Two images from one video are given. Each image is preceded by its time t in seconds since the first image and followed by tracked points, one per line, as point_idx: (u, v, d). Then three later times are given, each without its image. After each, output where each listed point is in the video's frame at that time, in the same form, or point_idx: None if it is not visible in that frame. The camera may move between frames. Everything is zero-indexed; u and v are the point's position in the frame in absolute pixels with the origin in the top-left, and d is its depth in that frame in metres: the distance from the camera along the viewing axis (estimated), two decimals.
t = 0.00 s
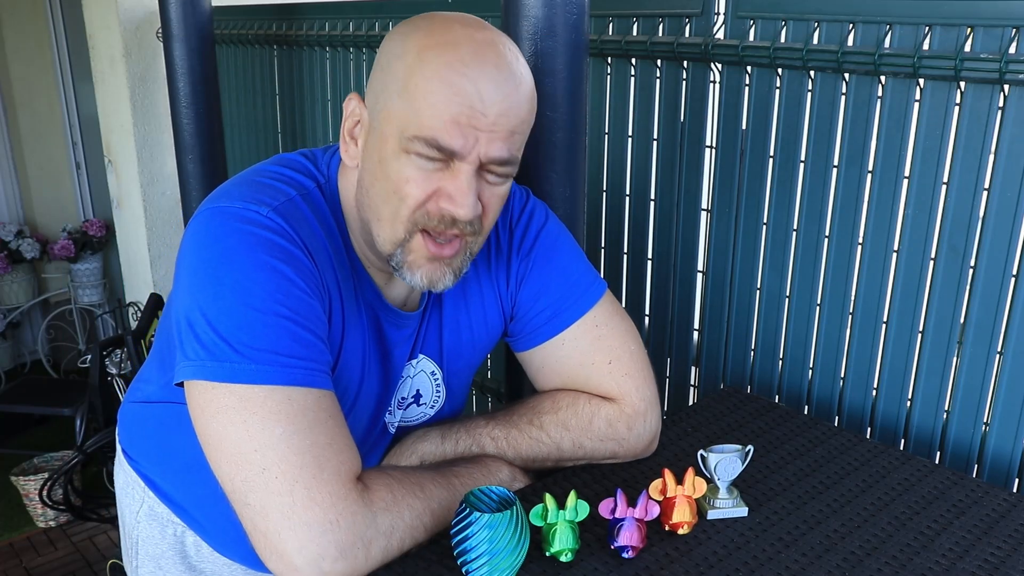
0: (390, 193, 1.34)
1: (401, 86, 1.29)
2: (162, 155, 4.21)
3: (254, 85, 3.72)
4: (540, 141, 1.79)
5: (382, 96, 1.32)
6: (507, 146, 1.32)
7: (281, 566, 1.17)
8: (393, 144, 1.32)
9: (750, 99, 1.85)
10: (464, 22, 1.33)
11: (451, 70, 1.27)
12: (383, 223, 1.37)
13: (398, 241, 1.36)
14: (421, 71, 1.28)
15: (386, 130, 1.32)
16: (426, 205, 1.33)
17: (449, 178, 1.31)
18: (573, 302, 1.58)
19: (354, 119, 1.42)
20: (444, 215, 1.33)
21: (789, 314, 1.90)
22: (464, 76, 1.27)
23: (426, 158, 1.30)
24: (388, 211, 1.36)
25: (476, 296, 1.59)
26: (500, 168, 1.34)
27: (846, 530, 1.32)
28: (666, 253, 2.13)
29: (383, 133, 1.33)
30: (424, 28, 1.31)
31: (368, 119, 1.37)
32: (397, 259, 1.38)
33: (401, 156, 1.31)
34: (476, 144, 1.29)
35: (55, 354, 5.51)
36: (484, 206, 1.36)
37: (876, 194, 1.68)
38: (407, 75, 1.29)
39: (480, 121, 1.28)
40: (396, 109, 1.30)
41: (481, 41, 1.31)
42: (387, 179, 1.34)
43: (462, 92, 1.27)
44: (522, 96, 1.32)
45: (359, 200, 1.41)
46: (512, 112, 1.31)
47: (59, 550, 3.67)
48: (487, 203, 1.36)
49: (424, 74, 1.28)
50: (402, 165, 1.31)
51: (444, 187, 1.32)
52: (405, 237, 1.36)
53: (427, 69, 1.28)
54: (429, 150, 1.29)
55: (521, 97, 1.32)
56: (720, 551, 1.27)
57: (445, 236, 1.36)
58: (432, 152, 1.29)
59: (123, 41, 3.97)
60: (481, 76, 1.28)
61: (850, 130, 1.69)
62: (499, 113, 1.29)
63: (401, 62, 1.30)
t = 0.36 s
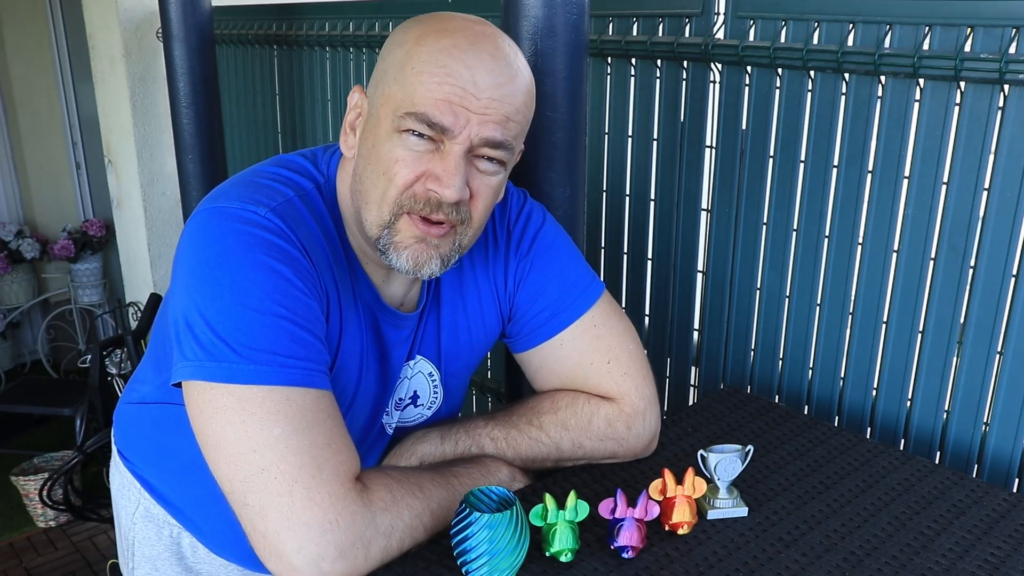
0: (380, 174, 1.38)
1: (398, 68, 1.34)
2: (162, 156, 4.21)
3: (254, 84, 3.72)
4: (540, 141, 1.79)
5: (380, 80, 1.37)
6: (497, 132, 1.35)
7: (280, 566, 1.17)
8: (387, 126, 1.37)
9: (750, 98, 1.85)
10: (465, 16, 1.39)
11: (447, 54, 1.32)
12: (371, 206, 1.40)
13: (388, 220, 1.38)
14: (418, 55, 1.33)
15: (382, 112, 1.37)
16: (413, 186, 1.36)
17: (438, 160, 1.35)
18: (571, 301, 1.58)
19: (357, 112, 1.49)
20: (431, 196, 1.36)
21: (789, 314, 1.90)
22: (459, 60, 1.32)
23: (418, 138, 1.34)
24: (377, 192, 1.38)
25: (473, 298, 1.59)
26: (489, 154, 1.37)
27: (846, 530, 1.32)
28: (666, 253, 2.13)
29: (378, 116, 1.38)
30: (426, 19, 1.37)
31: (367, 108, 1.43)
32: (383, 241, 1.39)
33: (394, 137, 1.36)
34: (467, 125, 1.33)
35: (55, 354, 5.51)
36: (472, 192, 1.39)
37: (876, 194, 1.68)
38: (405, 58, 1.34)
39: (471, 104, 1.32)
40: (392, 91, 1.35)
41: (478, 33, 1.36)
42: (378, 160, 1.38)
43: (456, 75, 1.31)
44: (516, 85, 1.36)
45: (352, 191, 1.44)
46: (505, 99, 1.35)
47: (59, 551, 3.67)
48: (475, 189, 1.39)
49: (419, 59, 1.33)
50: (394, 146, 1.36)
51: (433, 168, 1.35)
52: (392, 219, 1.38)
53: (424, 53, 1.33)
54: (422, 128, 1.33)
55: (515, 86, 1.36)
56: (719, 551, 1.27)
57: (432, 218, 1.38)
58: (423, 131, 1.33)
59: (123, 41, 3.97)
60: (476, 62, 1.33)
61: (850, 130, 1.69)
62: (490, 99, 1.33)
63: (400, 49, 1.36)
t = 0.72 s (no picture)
0: (380, 175, 1.38)
1: (398, 69, 1.34)
2: (162, 156, 4.21)
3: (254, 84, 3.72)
4: (540, 141, 1.79)
5: (380, 81, 1.37)
6: (496, 133, 1.35)
7: (280, 567, 1.17)
8: (386, 127, 1.37)
9: (750, 99, 1.85)
10: (464, 17, 1.38)
11: (447, 54, 1.32)
12: (371, 208, 1.40)
13: (389, 222, 1.38)
14: (417, 56, 1.33)
15: (382, 113, 1.37)
16: (414, 187, 1.37)
17: (438, 160, 1.35)
18: (570, 301, 1.59)
19: (356, 113, 1.49)
20: (431, 196, 1.36)
21: (789, 314, 1.90)
22: (459, 61, 1.32)
23: (418, 138, 1.34)
24: (378, 194, 1.38)
25: (472, 299, 1.59)
26: (489, 155, 1.37)
27: (846, 530, 1.32)
28: (666, 253, 2.13)
29: (378, 117, 1.38)
30: (425, 20, 1.37)
31: (366, 109, 1.43)
32: (383, 242, 1.39)
33: (394, 138, 1.36)
34: (466, 126, 1.33)
35: (55, 354, 5.51)
36: (472, 192, 1.39)
37: (876, 194, 1.68)
38: (404, 59, 1.34)
39: (471, 104, 1.32)
40: (391, 92, 1.35)
41: (477, 33, 1.36)
42: (378, 161, 1.38)
43: (455, 76, 1.31)
44: (515, 86, 1.36)
45: (351, 191, 1.44)
46: (505, 99, 1.35)
47: (59, 550, 3.67)
48: (475, 190, 1.39)
49: (418, 60, 1.33)
50: (393, 147, 1.36)
51: (433, 168, 1.35)
52: (392, 220, 1.38)
53: (424, 54, 1.33)
54: (422, 129, 1.33)
55: (515, 86, 1.36)
56: (720, 551, 1.27)
57: (433, 219, 1.38)
58: (423, 132, 1.33)
59: (123, 41, 3.97)
60: (476, 62, 1.33)
61: (850, 130, 1.69)
62: (490, 99, 1.33)
63: (400, 49, 1.36)
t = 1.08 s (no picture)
0: (381, 176, 1.38)
1: (398, 70, 1.34)
2: (162, 155, 4.21)
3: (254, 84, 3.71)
4: (540, 141, 1.79)
5: (381, 82, 1.37)
6: (497, 135, 1.35)
7: (280, 567, 1.17)
8: (387, 128, 1.37)
9: (750, 99, 1.85)
10: (465, 18, 1.39)
11: (447, 55, 1.32)
12: (372, 209, 1.40)
13: (390, 223, 1.38)
14: (418, 57, 1.33)
15: (383, 114, 1.37)
16: (415, 189, 1.36)
17: (439, 161, 1.35)
18: (570, 302, 1.59)
19: (357, 113, 1.48)
20: (432, 198, 1.36)
21: (789, 314, 1.90)
22: (459, 62, 1.32)
23: (419, 140, 1.34)
24: (379, 195, 1.38)
25: (472, 299, 1.59)
26: (489, 157, 1.37)
27: (846, 530, 1.32)
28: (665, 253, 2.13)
29: (379, 118, 1.38)
30: (426, 20, 1.38)
31: (367, 109, 1.42)
32: (384, 244, 1.39)
33: (395, 139, 1.36)
34: (467, 127, 1.32)
35: (55, 354, 5.51)
36: (473, 193, 1.39)
37: (876, 194, 1.68)
38: (405, 60, 1.34)
39: (471, 106, 1.32)
40: (392, 93, 1.35)
41: (478, 33, 1.36)
42: (379, 162, 1.38)
43: (456, 77, 1.31)
44: (515, 86, 1.36)
45: (352, 191, 1.44)
46: (505, 100, 1.35)
47: (59, 551, 3.67)
48: (475, 191, 1.39)
49: (419, 61, 1.33)
50: (394, 148, 1.36)
51: (434, 170, 1.35)
52: (394, 222, 1.38)
53: (424, 55, 1.33)
54: (423, 131, 1.33)
55: (515, 87, 1.36)
56: (720, 551, 1.27)
57: (434, 221, 1.38)
58: (424, 134, 1.33)
59: (123, 41, 3.96)
60: (476, 63, 1.33)
61: (850, 130, 1.69)
62: (491, 100, 1.33)
63: (400, 50, 1.36)
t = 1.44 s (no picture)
0: (384, 175, 1.38)
1: (400, 69, 1.34)
2: (162, 156, 4.21)
3: (253, 84, 3.72)
4: (540, 141, 1.79)
5: (382, 80, 1.37)
6: (498, 132, 1.35)
7: (280, 567, 1.17)
8: (390, 127, 1.37)
9: (750, 99, 1.85)
10: (465, 16, 1.39)
11: (448, 54, 1.32)
12: (375, 208, 1.40)
13: (394, 222, 1.38)
14: (419, 55, 1.33)
15: (385, 113, 1.37)
16: (418, 187, 1.37)
17: (441, 160, 1.35)
18: (571, 302, 1.59)
19: (358, 113, 1.49)
20: (435, 196, 1.36)
21: (789, 314, 1.90)
22: (460, 60, 1.32)
23: (421, 138, 1.34)
24: (382, 194, 1.38)
25: (471, 300, 1.59)
26: (492, 154, 1.37)
27: (846, 530, 1.32)
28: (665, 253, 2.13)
29: (380, 117, 1.38)
30: (426, 19, 1.38)
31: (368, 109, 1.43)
32: (388, 241, 1.39)
33: (397, 138, 1.36)
34: (469, 125, 1.33)
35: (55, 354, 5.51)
36: (475, 191, 1.39)
37: (876, 194, 1.68)
38: (405, 59, 1.34)
39: (473, 104, 1.32)
40: (394, 92, 1.35)
41: (478, 31, 1.36)
42: (382, 161, 1.38)
43: (457, 75, 1.31)
44: (517, 83, 1.36)
45: (354, 190, 1.44)
46: (507, 98, 1.35)
47: (59, 551, 3.67)
48: (478, 188, 1.39)
49: (420, 59, 1.33)
50: (397, 146, 1.36)
51: (437, 168, 1.35)
52: (398, 220, 1.38)
53: (425, 53, 1.33)
54: (426, 129, 1.33)
55: (516, 84, 1.36)
56: (720, 551, 1.27)
57: (437, 219, 1.38)
58: (426, 132, 1.34)
59: (123, 41, 3.97)
60: (477, 61, 1.33)
61: (850, 130, 1.69)
62: (493, 97, 1.33)
63: (401, 49, 1.35)
